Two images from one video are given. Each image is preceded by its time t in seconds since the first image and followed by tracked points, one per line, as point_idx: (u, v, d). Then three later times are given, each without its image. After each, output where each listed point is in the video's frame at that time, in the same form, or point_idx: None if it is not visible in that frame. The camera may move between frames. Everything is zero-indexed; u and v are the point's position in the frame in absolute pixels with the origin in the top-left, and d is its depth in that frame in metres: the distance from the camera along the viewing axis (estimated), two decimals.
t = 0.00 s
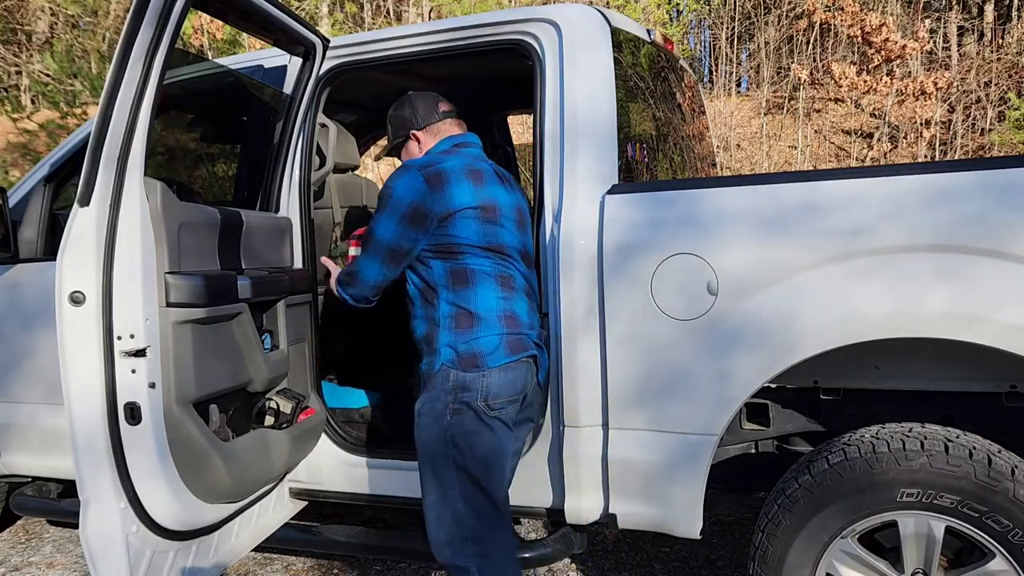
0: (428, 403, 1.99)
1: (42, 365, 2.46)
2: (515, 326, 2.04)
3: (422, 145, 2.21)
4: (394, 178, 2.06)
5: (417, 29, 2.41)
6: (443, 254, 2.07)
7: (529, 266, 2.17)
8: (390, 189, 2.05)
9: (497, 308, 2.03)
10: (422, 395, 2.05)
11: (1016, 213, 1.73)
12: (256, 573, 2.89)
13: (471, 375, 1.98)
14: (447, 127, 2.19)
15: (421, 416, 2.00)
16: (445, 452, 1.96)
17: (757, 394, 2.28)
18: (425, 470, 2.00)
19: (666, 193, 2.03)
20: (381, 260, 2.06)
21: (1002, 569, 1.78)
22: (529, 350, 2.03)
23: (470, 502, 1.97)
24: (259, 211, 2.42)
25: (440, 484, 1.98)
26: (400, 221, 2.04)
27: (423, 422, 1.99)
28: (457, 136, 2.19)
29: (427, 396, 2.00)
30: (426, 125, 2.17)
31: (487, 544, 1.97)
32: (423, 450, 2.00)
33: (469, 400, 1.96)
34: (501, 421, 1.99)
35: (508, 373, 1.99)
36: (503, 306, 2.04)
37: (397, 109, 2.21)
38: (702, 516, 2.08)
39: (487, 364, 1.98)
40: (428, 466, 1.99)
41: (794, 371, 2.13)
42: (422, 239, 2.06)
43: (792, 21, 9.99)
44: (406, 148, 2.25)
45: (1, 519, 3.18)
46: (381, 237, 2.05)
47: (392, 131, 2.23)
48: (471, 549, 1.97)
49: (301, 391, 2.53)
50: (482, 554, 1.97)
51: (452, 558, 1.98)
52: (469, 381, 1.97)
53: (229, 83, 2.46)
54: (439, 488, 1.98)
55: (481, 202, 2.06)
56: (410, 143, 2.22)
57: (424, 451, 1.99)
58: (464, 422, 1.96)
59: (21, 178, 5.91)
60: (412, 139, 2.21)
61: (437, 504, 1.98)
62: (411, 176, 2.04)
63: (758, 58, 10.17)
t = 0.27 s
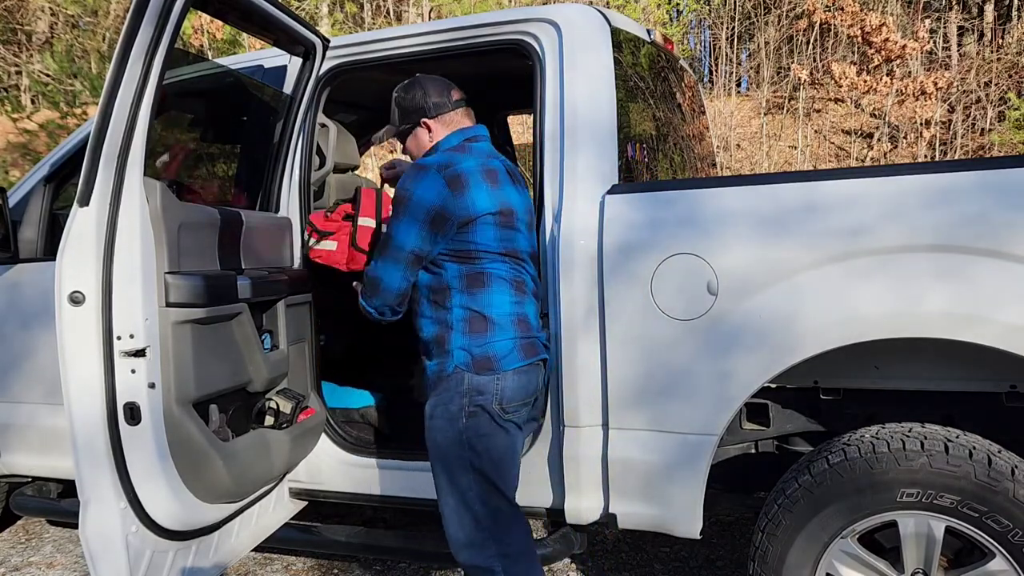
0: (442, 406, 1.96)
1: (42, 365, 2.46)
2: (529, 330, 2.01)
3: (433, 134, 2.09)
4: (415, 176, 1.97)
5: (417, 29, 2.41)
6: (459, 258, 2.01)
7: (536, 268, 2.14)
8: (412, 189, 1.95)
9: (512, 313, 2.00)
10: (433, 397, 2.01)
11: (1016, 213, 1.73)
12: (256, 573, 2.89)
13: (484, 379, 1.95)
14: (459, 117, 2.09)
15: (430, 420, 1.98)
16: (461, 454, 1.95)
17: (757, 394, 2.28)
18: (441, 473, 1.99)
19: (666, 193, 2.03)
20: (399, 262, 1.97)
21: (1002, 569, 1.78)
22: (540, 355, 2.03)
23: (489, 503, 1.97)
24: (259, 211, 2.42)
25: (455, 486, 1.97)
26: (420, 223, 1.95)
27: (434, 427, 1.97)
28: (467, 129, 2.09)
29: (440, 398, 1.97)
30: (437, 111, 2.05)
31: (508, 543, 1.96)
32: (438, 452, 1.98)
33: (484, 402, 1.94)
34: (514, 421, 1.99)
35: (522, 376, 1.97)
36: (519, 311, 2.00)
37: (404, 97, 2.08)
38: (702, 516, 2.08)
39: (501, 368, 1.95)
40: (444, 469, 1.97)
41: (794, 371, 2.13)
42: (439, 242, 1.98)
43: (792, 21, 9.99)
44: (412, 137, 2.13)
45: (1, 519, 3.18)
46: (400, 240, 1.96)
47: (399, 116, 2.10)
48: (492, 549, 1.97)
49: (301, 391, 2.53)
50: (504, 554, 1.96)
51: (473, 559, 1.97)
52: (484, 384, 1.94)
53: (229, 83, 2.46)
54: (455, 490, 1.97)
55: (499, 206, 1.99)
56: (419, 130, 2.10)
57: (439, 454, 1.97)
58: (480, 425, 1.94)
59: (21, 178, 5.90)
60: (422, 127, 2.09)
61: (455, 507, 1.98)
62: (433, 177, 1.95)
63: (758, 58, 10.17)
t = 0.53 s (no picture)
0: (473, 420, 1.85)
1: (42, 365, 2.46)
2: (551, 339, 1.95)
3: (461, 126, 1.93)
4: (439, 176, 1.83)
5: (417, 29, 2.41)
6: (484, 265, 1.89)
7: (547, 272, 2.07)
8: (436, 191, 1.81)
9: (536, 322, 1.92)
10: (457, 411, 1.88)
11: (1016, 213, 1.73)
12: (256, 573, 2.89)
13: (516, 390, 1.85)
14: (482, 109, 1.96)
15: (463, 435, 1.88)
16: (502, 469, 1.87)
17: (757, 394, 2.28)
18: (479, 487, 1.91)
19: (666, 193, 2.03)
20: (421, 266, 1.83)
21: (1001, 569, 1.78)
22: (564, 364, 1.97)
23: (529, 516, 1.91)
24: (259, 211, 2.42)
25: (495, 500, 1.90)
26: (444, 227, 1.82)
27: (469, 441, 1.87)
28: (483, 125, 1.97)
29: (470, 412, 1.86)
30: (467, 100, 1.90)
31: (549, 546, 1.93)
32: (476, 468, 1.89)
33: (517, 414, 1.86)
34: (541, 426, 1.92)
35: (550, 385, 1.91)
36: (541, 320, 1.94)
37: (432, 86, 1.88)
38: (702, 516, 2.08)
39: (531, 379, 1.87)
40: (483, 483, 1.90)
41: (794, 371, 2.13)
42: (463, 248, 1.85)
43: (792, 22, 9.95)
44: (437, 128, 1.91)
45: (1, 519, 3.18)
46: (423, 243, 1.82)
47: (426, 104, 1.89)
48: (534, 556, 1.92)
49: (301, 391, 2.53)
50: (546, 559, 1.93)
51: (515, 567, 1.92)
52: (517, 396, 1.85)
53: (229, 83, 2.46)
54: (495, 504, 1.90)
55: (522, 212, 1.89)
56: (446, 121, 1.91)
57: (476, 469, 1.89)
58: (515, 436, 1.86)
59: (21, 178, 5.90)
60: (452, 116, 1.91)
61: (495, 520, 1.91)
62: (460, 178, 1.82)
63: (758, 58, 10.17)
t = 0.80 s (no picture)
0: (507, 437, 1.70)
1: (41, 365, 2.46)
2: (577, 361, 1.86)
3: (514, 121, 1.77)
4: (506, 178, 1.66)
5: (417, 29, 2.41)
6: (532, 278, 1.74)
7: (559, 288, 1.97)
8: (503, 194, 1.65)
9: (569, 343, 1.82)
10: (483, 432, 1.71)
11: (1016, 213, 1.73)
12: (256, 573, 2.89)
13: (552, 413, 1.74)
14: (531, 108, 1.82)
15: (490, 457, 1.72)
16: (536, 491, 1.73)
17: (757, 394, 2.28)
18: (502, 509, 1.75)
19: (666, 192, 2.03)
20: (472, 272, 1.64)
21: (1002, 569, 1.78)
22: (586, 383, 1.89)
23: (555, 533, 1.77)
24: (259, 211, 2.42)
25: (523, 523, 1.74)
26: (505, 233, 1.65)
27: (498, 464, 1.71)
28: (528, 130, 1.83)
29: (502, 429, 1.70)
30: (523, 94, 1.77)
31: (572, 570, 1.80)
32: (503, 489, 1.73)
33: (553, 436, 1.75)
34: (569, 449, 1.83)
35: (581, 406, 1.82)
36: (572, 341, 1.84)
37: (492, 74, 1.72)
38: (702, 516, 2.08)
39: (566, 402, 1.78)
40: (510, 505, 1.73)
41: (794, 371, 2.13)
42: (518, 257, 1.70)
43: (792, 21, 9.99)
44: (489, 118, 1.74)
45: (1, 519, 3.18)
46: (484, 248, 1.63)
47: (483, 90, 1.71)
48: None
49: (301, 391, 2.52)
50: None
51: None
52: (553, 418, 1.74)
53: (229, 83, 2.46)
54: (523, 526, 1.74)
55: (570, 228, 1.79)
56: (501, 113, 1.75)
57: (503, 492, 1.73)
58: (550, 457, 1.74)
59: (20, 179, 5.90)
60: (507, 108, 1.75)
61: (521, 540, 1.75)
62: (527, 185, 1.67)
63: (758, 58, 10.17)
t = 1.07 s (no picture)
0: (553, 439, 1.67)
1: (41, 365, 2.46)
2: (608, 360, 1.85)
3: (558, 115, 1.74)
4: (576, 172, 1.61)
5: (416, 29, 2.41)
6: (583, 278, 1.71)
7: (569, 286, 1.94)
8: (578, 188, 1.59)
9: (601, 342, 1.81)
10: (532, 436, 1.66)
11: (1016, 213, 1.73)
12: (256, 573, 2.89)
13: (593, 413, 1.73)
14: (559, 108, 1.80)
15: (532, 459, 1.67)
16: (577, 492, 1.70)
17: (757, 394, 2.28)
18: (535, 508, 1.70)
19: (666, 192, 2.03)
20: (551, 269, 1.56)
21: (1002, 569, 1.78)
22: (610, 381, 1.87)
23: (589, 534, 1.74)
24: (258, 211, 2.42)
25: (562, 525, 1.69)
26: (579, 229, 1.59)
27: (545, 467, 1.67)
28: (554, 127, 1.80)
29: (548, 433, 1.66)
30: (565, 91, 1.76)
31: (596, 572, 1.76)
32: (543, 491, 1.68)
33: (594, 437, 1.75)
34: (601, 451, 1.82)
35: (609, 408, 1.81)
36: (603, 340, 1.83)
37: (552, 63, 1.68)
38: (702, 516, 2.08)
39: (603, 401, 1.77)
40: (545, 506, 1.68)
41: (794, 371, 2.13)
42: (582, 254, 1.65)
43: (792, 21, 9.99)
44: (543, 107, 1.69)
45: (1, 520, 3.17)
46: (559, 246, 1.55)
47: (546, 76, 1.66)
48: None
49: (302, 391, 2.52)
50: None
51: None
52: (594, 419, 1.74)
53: (229, 83, 2.46)
54: (557, 526, 1.69)
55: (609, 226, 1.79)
56: (553, 104, 1.71)
57: (540, 493, 1.68)
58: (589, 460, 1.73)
59: (21, 179, 5.92)
60: (558, 101, 1.72)
61: (556, 540, 1.69)
62: (593, 182, 1.63)
63: (758, 58, 10.17)
